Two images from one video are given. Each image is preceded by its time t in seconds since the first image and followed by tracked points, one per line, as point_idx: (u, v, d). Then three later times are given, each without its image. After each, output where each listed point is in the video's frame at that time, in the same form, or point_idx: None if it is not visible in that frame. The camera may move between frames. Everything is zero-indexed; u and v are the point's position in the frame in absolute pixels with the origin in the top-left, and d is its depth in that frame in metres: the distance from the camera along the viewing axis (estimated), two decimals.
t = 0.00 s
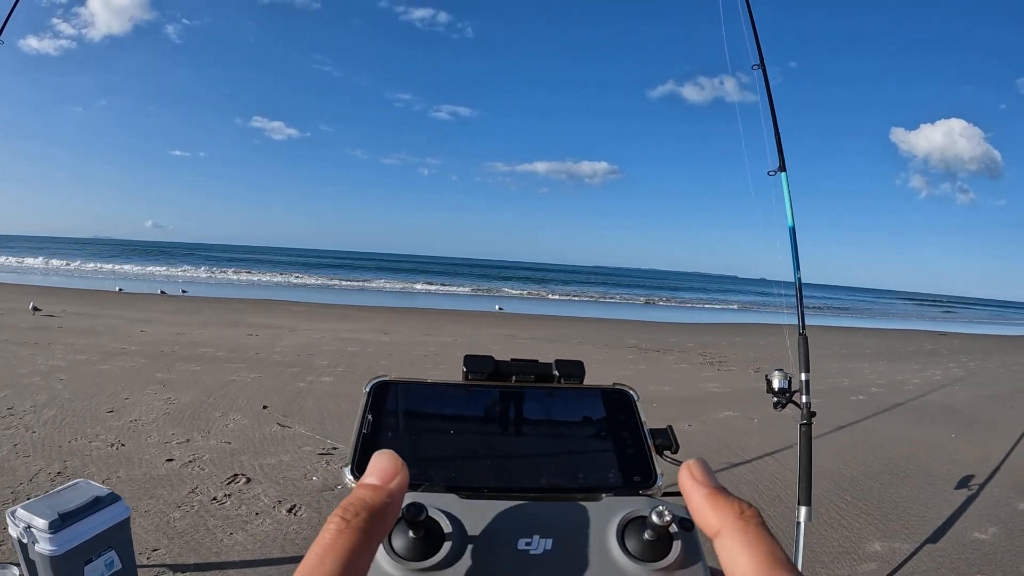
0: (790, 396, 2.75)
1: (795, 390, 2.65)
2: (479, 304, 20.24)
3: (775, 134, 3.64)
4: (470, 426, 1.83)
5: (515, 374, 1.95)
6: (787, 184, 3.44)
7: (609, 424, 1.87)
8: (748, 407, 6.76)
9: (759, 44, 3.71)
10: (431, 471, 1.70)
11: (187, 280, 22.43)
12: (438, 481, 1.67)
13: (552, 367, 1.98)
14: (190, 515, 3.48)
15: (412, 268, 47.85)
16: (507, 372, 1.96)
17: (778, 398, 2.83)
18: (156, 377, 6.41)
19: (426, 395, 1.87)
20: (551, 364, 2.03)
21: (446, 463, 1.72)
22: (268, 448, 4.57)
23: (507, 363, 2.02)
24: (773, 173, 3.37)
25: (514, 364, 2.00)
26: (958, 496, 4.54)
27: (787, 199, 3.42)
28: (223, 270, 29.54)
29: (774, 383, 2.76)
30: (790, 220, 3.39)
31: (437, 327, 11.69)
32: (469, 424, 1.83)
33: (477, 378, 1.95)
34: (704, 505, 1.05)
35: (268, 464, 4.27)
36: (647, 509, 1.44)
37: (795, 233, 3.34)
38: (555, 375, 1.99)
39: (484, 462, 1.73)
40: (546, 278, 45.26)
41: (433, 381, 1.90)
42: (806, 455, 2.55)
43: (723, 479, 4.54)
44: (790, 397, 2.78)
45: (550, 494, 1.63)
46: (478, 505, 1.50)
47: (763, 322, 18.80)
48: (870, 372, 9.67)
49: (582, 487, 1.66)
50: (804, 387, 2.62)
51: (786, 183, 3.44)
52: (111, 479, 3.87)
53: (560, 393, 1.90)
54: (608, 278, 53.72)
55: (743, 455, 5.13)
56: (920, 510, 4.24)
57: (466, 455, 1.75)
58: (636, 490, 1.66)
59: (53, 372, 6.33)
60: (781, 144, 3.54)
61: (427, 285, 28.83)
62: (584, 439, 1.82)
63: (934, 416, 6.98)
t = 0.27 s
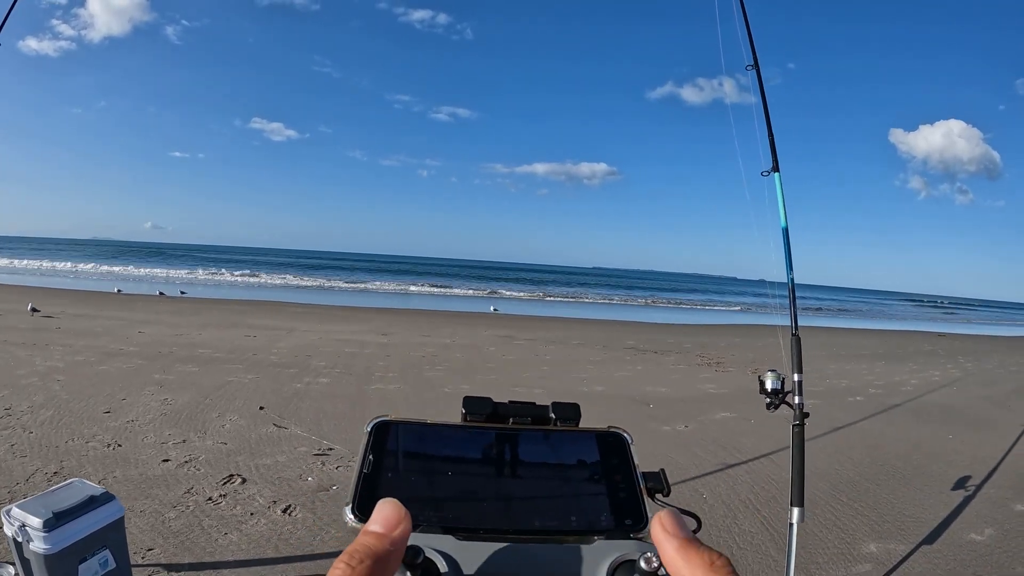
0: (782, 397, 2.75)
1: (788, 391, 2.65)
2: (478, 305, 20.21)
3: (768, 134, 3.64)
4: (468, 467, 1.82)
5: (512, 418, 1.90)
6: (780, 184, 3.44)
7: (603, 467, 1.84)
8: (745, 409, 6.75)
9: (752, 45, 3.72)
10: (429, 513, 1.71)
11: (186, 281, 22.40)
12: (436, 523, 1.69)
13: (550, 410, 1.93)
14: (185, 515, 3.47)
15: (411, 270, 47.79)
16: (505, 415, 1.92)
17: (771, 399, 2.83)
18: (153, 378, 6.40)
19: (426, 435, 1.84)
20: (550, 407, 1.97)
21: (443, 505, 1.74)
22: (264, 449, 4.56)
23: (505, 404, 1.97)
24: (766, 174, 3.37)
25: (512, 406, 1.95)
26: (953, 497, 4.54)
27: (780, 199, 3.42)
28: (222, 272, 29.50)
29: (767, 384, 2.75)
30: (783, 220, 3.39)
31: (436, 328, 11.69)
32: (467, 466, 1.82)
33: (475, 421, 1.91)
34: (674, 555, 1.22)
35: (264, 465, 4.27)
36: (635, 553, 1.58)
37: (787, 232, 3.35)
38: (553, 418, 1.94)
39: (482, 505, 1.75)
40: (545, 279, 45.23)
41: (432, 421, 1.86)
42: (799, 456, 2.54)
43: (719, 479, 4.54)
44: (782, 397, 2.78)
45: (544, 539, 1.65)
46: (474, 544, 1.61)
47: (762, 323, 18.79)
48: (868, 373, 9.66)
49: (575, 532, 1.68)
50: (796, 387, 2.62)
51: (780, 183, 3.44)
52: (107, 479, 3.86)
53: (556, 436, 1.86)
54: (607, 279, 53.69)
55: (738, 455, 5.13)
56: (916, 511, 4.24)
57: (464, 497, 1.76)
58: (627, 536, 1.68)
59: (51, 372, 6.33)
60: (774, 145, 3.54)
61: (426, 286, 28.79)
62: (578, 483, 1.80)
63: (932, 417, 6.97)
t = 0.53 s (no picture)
0: (780, 398, 2.75)
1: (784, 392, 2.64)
2: (477, 307, 20.21)
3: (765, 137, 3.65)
4: (470, 463, 1.83)
5: (515, 411, 1.94)
6: (778, 185, 3.44)
7: (606, 461, 1.85)
8: (743, 410, 6.75)
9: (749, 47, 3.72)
10: (431, 507, 1.71)
11: (184, 283, 22.40)
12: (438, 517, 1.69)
13: (552, 404, 1.98)
14: (183, 516, 3.46)
15: (410, 271, 47.78)
16: (508, 409, 1.95)
17: (768, 401, 2.82)
18: (152, 379, 6.40)
19: (428, 431, 1.86)
20: (551, 401, 2.02)
21: (445, 499, 1.74)
22: (262, 450, 4.56)
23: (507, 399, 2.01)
24: (763, 175, 3.37)
25: (514, 401, 1.99)
26: (952, 499, 4.53)
27: (778, 200, 3.42)
28: (223, 274, 29.51)
29: (765, 385, 2.75)
30: (779, 222, 3.40)
31: (434, 330, 11.69)
32: (470, 461, 1.83)
33: (478, 415, 1.95)
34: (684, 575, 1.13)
35: (262, 466, 4.26)
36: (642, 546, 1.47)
37: (785, 234, 3.35)
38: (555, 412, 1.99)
39: (484, 499, 1.75)
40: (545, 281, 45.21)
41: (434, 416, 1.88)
42: (796, 457, 2.54)
43: (717, 481, 4.54)
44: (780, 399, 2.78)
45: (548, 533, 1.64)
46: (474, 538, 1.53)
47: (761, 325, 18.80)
48: (866, 374, 9.67)
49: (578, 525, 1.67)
50: (793, 389, 2.61)
51: (777, 185, 3.44)
52: (105, 480, 3.86)
53: (559, 431, 1.87)
54: (606, 281, 53.72)
55: (736, 457, 5.12)
56: (914, 512, 4.23)
57: (466, 492, 1.76)
58: (632, 530, 1.67)
59: (49, 374, 6.33)
60: (770, 147, 3.55)
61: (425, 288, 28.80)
62: (581, 477, 1.81)
63: (930, 418, 6.97)
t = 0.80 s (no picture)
0: (780, 400, 2.74)
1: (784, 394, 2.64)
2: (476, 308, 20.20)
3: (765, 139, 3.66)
4: (470, 464, 1.83)
5: (515, 412, 1.98)
6: (777, 188, 3.46)
7: (608, 462, 1.84)
8: (743, 412, 6.75)
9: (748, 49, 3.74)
10: (431, 509, 1.70)
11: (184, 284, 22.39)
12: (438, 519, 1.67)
13: (552, 405, 2.00)
14: (183, 517, 3.45)
15: (409, 273, 47.74)
16: (508, 410, 2.00)
17: (768, 403, 2.82)
18: (152, 380, 6.40)
19: (428, 432, 1.85)
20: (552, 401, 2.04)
21: (445, 501, 1.73)
22: (262, 452, 4.55)
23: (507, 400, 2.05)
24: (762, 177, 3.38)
25: (514, 401, 2.03)
26: (951, 500, 4.53)
27: (778, 202, 3.43)
28: (222, 275, 29.47)
29: (764, 387, 2.74)
30: (778, 224, 3.40)
31: (433, 331, 11.68)
32: (470, 462, 1.83)
33: (478, 416, 1.99)
34: None
35: (262, 467, 4.25)
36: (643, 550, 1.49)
37: (784, 236, 3.35)
38: (555, 412, 2.01)
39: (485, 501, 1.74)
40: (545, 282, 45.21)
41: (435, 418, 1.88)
42: (795, 458, 2.54)
43: (717, 482, 4.54)
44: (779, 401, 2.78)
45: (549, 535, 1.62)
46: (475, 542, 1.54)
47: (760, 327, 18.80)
48: (866, 376, 9.67)
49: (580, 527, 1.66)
50: (792, 391, 2.61)
51: (777, 187, 3.45)
52: (105, 481, 3.85)
53: (559, 432, 1.88)
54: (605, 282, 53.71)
55: (736, 459, 5.12)
56: (914, 513, 4.23)
57: (467, 494, 1.76)
58: (634, 532, 1.64)
59: (49, 374, 6.32)
60: (770, 149, 3.56)
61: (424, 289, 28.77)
62: (583, 479, 1.80)
63: (930, 420, 6.97)
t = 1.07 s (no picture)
0: (780, 403, 2.74)
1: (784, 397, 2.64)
2: (475, 310, 20.17)
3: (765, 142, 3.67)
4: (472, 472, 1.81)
5: (519, 422, 1.89)
6: (778, 190, 3.46)
7: (610, 473, 1.86)
8: (742, 414, 6.75)
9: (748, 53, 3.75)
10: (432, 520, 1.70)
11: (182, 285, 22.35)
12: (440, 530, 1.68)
13: (556, 414, 1.93)
14: (183, 519, 3.45)
15: (408, 274, 47.70)
16: (511, 420, 1.89)
17: (769, 405, 2.82)
18: (152, 382, 6.39)
19: (430, 441, 1.86)
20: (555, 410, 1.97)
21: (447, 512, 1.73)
22: (261, 453, 4.55)
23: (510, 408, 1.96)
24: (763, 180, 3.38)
25: (518, 410, 1.94)
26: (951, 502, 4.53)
27: (778, 205, 3.44)
28: (221, 276, 29.43)
29: (765, 390, 2.74)
30: (778, 227, 3.41)
31: (433, 333, 11.68)
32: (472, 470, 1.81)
33: (480, 425, 1.90)
34: None
35: (262, 469, 4.25)
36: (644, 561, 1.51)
37: (785, 238, 3.36)
38: (558, 422, 1.94)
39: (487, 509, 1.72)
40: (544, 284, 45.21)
41: (436, 428, 1.89)
42: (796, 461, 2.53)
43: (717, 484, 4.54)
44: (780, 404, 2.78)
45: (550, 547, 1.64)
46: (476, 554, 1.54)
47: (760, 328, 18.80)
48: (865, 378, 9.67)
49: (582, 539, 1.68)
50: (793, 393, 2.60)
51: (777, 190, 3.46)
52: (105, 483, 3.85)
53: (561, 442, 1.87)
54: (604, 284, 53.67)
55: (735, 461, 5.12)
56: (913, 515, 4.24)
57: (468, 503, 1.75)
58: (635, 545, 1.68)
59: (48, 376, 6.31)
60: (770, 152, 3.57)
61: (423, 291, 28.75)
62: (586, 489, 1.81)
63: (929, 422, 6.97)
